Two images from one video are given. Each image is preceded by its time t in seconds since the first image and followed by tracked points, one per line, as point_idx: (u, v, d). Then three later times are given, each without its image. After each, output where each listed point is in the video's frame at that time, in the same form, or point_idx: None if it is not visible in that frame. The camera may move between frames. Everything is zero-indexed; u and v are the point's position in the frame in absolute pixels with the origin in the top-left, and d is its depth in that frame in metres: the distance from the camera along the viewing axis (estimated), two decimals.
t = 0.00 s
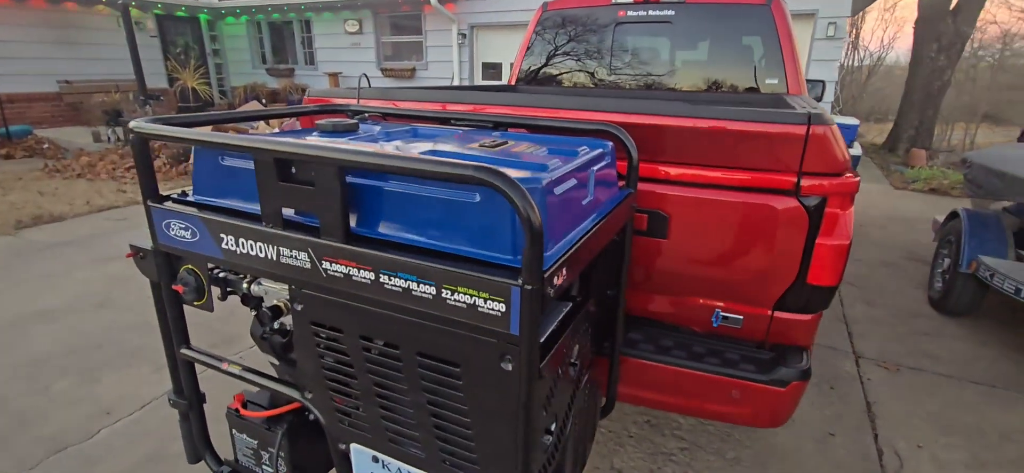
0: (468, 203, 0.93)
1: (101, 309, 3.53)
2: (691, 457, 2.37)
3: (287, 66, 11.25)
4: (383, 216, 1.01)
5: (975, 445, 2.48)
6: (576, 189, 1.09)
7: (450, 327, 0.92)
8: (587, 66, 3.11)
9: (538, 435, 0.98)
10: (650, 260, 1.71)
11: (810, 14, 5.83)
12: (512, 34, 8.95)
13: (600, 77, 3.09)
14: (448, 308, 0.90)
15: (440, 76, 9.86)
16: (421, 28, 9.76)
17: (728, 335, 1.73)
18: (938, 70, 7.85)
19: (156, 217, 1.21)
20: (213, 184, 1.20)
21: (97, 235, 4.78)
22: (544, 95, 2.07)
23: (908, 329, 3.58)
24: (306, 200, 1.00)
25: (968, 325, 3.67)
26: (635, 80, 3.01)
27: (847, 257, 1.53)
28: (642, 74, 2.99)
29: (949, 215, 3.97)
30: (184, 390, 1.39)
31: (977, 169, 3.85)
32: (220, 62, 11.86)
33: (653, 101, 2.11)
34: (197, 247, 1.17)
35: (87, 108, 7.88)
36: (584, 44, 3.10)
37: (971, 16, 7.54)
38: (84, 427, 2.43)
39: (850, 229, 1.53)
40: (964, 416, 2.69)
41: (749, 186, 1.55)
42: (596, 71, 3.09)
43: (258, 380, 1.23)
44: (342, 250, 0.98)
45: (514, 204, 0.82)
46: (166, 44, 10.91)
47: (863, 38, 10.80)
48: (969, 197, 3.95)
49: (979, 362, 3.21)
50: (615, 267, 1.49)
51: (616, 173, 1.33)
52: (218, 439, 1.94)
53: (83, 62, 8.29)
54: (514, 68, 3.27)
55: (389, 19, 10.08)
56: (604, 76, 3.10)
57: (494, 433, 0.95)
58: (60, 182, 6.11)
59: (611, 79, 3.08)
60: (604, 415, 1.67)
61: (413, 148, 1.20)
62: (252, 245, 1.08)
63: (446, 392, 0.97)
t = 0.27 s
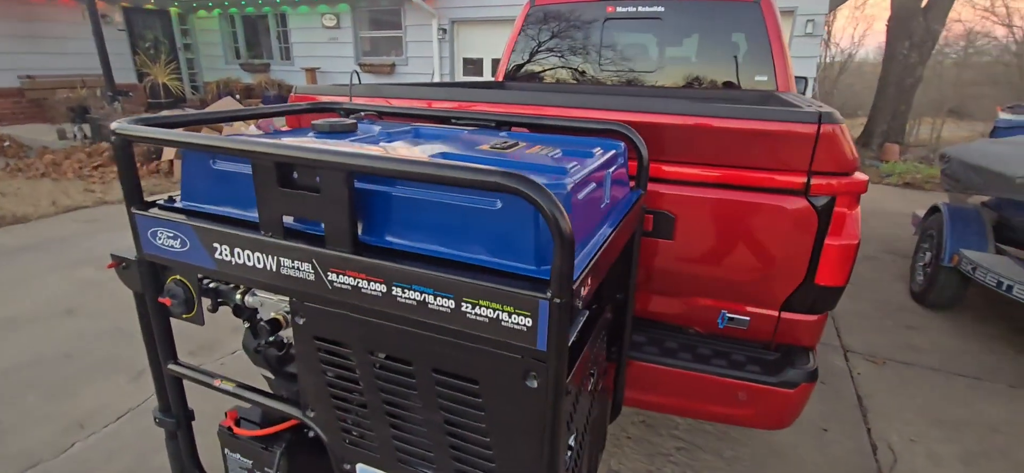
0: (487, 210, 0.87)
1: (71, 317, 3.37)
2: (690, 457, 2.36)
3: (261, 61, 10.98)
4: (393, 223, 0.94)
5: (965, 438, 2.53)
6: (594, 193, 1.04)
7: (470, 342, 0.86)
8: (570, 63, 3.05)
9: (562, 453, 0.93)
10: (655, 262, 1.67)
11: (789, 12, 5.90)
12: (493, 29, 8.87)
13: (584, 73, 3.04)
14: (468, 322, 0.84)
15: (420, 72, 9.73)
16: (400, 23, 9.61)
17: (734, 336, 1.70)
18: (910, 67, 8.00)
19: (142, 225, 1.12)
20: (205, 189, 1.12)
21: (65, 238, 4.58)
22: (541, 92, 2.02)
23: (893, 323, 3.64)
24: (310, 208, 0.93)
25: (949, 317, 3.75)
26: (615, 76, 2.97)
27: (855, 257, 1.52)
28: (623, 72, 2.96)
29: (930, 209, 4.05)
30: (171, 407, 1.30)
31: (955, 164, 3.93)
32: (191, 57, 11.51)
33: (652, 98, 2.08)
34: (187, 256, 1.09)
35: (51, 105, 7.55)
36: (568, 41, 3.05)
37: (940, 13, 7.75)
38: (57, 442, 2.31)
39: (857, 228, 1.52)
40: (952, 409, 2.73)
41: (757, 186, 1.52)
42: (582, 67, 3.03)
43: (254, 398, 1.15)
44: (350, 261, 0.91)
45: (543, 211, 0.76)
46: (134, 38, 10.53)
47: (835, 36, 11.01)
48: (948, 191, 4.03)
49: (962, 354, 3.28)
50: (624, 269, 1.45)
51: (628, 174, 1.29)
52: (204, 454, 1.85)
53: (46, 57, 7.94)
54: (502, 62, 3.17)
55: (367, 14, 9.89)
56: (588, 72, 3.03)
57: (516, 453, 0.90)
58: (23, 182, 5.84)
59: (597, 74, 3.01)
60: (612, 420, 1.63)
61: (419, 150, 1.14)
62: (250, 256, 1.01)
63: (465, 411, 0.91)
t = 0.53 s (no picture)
0: (505, 213, 0.83)
1: (42, 323, 3.22)
2: (687, 454, 2.35)
3: (236, 56, 10.73)
4: (402, 227, 0.89)
5: (951, 427, 2.57)
6: (609, 194, 1.00)
7: (488, 352, 0.82)
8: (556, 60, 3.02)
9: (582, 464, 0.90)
10: (656, 261, 1.65)
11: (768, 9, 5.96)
12: (474, 25, 8.80)
13: (570, 70, 3.01)
14: (487, 331, 0.80)
15: (401, 67, 9.59)
16: (379, 17, 9.45)
17: (736, 335, 1.70)
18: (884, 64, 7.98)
19: (126, 231, 1.05)
20: (194, 192, 1.05)
21: (32, 240, 4.39)
22: (537, 89, 1.98)
23: (876, 316, 3.71)
24: (313, 211, 0.88)
25: (930, 310, 3.83)
26: (600, 74, 2.97)
27: (857, 255, 1.51)
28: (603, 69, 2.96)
29: (910, 204, 4.12)
30: (160, 422, 1.23)
31: (933, 159, 4.02)
32: (162, 52, 11.13)
33: (650, 95, 2.06)
34: (176, 263, 1.02)
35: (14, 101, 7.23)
36: (551, 37, 3.03)
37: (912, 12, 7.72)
38: (32, 457, 2.20)
39: (859, 225, 1.52)
40: (937, 399, 2.79)
41: (760, 183, 1.51)
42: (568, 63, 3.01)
43: (251, 411, 1.09)
44: (358, 267, 0.86)
45: (568, 215, 0.72)
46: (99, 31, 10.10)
47: (809, 33, 11.20)
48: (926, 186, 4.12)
49: (944, 345, 3.35)
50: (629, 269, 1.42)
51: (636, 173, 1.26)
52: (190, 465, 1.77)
53: (7, 50, 7.61)
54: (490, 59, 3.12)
55: (345, 9, 9.68)
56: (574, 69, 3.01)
57: (535, 466, 0.86)
58: None
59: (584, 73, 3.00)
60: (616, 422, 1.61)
61: (424, 149, 1.08)
62: (247, 262, 0.95)
63: (481, 423, 0.87)
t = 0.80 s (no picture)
0: (528, 209, 0.80)
1: (11, 330, 3.08)
2: (683, 449, 2.37)
3: (209, 51, 10.53)
4: (419, 224, 0.86)
5: (936, 417, 2.64)
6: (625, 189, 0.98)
7: (512, 353, 0.80)
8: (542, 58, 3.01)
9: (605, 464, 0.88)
10: (659, 257, 1.65)
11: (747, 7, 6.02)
12: (453, 21, 8.75)
13: (556, 67, 3.00)
14: (512, 331, 0.78)
15: (380, 63, 9.50)
16: (358, 12, 9.33)
17: (737, 330, 1.71)
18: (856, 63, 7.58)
19: (119, 231, 1.00)
20: (193, 189, 1.00)
21: None
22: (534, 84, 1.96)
23: (858, 308, 3.79)
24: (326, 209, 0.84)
25: (908, 301, 3.94)
26: (583, 71, 2.96)
27: (857, 248, 1.53)
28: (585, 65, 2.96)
29: (889, 199, 4.21)
30: (157, 430, 1.18)
31: (910, 155, 4.11)
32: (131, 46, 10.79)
33: (647, 90, 2.05)
34: (175, 265, 0.97)
35: None
36: (534, 33, 3.01)
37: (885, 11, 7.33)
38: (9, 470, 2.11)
39: (858, 220, 1.53)
40: (921, 390, 2.85)
41: (762, 178, 1.51)
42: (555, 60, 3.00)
43: (255, 418, 1.05)
44: (374, 267, 0.83)
45: (601, 210, 0.70)
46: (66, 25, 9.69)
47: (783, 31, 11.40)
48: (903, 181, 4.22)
49: (923, 336, 3.44)
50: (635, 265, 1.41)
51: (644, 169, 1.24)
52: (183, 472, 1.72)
53: None
54: (477, 56, 3.10)
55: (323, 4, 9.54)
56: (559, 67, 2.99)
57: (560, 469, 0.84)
58: None
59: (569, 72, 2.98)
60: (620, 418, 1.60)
61: (433, 145, 1.05)
62: (253, 263, 0.91)
63: (505, 426, 0.85)
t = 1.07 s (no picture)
0: (569, 209, 0.83)
1: None
2: (683, 440, 2.43)
3: (187, 47, 10.28)
4: (458, 224, 0.88)
5: (921, 405, 2.74)
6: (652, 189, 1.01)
7: (554, 348, 0.82)
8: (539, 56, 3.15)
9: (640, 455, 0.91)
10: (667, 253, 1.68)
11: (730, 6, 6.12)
12: (438, 18, 8.73)
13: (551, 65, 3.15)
14: (556, 328, 0.80)
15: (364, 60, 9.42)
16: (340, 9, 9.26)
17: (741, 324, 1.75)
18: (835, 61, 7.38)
19: (148, 233, 0.99)
20: (223, 192, 1.00)
21: None
22: (539, 84, 1.98)
23: (843, 301, 3.90)
24: (368, 210, 0.85)
25: (890, 293, 4.06)
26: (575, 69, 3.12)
27: (857, 244, 1.58)
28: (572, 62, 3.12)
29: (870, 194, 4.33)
30: (179, 434, 1.17)
31: (891, 151, 4.23)
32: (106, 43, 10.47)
33: (648, 90, 2.09)
34: (208, 267, 0.97)
35: None
36: (520, 32, 3.16)
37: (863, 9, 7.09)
38: None
39: (858, 216, 1.58)
40: (906, 379, 2.96)
41: (769, 176, 1.55)
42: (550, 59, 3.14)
43: (286, 418, 1.06)
44: (416, 266, 0.85)
45: (646, 209, 0.73)
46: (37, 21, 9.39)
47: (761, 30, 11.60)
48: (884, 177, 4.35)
49: (906, 326, 3.56)
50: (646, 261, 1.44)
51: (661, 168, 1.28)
52: None
53: None
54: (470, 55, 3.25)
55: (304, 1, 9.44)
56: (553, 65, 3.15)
57: (599, 461, 0.87)
58: None
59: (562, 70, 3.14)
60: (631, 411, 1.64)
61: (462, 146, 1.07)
62: (290, 264, 0.92)
63: (545, 421, 0.87)
